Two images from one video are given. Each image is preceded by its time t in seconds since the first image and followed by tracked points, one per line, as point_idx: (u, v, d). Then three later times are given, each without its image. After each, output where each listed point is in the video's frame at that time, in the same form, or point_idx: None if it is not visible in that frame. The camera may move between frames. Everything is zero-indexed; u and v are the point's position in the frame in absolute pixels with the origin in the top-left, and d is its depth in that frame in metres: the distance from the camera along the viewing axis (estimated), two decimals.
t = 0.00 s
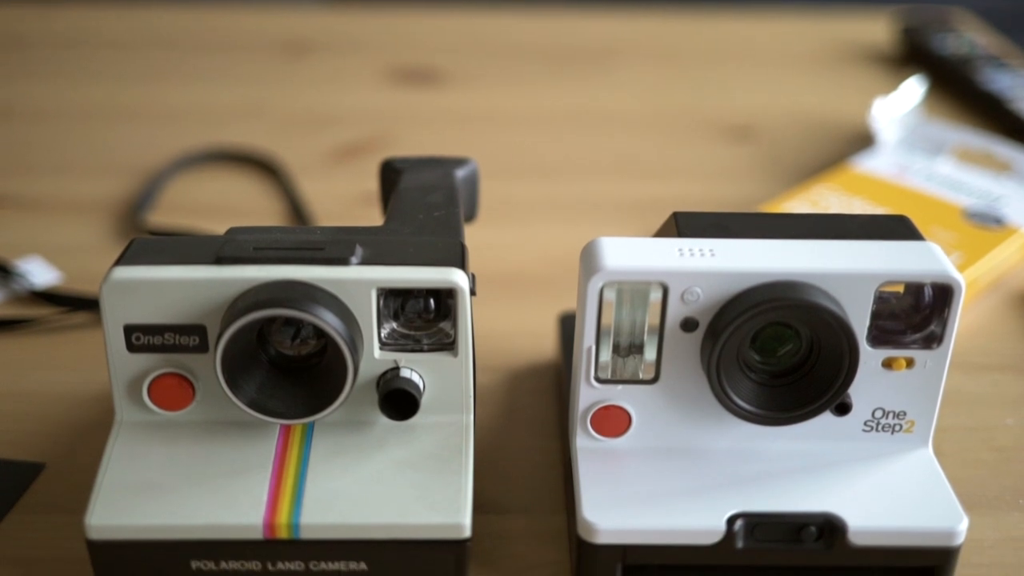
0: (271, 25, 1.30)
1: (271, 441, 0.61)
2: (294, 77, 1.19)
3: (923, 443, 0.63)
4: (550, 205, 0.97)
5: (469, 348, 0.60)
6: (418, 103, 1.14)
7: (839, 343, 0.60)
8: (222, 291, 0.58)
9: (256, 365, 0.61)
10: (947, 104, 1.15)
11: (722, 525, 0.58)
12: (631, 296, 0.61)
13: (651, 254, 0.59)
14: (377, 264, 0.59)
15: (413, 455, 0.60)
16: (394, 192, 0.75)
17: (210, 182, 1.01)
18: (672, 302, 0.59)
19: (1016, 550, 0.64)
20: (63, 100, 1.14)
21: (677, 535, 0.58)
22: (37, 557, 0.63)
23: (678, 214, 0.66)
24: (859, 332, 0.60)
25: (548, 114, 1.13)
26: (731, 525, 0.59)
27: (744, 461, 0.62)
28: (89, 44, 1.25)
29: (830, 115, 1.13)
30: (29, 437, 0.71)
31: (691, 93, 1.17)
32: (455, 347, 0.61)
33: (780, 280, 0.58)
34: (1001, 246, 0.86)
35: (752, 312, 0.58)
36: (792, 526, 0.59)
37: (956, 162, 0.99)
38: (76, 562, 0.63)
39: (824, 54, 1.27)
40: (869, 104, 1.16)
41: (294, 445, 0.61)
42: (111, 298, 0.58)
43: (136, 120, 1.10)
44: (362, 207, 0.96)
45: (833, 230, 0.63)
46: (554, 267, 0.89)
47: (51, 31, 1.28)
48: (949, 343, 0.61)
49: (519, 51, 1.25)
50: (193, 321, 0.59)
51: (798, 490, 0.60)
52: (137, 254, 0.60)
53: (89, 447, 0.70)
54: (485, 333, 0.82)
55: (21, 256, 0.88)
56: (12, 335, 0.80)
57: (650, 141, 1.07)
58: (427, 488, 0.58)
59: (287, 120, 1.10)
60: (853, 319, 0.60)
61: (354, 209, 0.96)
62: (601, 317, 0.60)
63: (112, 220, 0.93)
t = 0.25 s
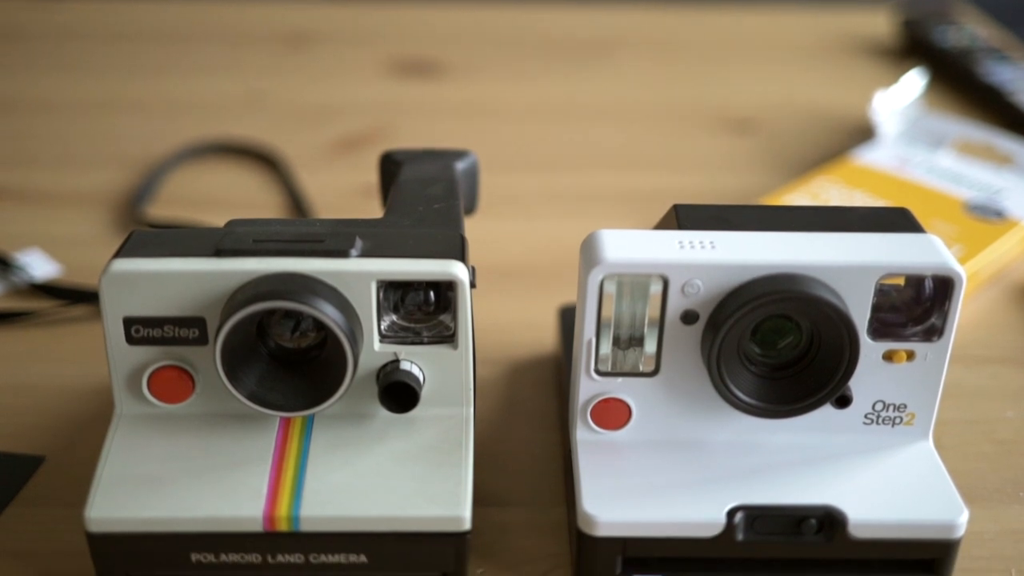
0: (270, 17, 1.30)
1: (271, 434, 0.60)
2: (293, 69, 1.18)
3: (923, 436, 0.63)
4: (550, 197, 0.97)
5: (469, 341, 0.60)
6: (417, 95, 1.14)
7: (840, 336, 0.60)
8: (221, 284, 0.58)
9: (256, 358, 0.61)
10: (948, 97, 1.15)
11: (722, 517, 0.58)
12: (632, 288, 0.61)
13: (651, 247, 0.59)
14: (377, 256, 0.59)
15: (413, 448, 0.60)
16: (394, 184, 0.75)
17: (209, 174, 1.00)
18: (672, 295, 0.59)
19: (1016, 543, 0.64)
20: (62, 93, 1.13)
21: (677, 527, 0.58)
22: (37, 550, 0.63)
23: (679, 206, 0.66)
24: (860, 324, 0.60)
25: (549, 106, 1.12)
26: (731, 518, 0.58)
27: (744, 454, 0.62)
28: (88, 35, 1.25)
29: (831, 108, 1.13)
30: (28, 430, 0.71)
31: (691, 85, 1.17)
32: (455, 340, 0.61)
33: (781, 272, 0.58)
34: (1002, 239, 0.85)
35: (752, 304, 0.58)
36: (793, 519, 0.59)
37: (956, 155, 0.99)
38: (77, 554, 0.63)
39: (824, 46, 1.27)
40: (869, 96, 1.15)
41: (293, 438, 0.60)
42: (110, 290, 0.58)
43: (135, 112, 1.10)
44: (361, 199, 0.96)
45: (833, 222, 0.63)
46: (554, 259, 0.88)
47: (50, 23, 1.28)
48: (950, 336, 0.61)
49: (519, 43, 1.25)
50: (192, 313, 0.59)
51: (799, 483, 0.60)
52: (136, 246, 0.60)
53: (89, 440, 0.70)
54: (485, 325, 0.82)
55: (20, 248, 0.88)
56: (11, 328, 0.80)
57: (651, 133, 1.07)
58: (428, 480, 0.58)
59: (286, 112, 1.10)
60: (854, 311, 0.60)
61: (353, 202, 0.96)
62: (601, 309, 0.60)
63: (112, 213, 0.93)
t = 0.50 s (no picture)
0: (270, 9, 1.30)
1: (271, 427, 0.60)
2: (293, 62, 1.18)
3: (923, 429, 0.63)
4: (550, 190, 0.97)
5: (469, 333, 0.60)
6: (417, 87, 1.14)
7: (841, 328, 0.60)
8: (221, 276, 0.58)
9: (256, 350, 0.61)
10: (949, 89, 1.15)
11: (722, 510, 0.58)
12: (632, 281, 0.60)
13: (652, 239, 0.59)
14: (377, 248, 0.59)
15: (413, 441, 0.60)
16: (394, 176, 0.75)
17: (209, 167, 1.00)
18: (672, 287, 0.59)
19: (1016, 536, 0.64)
20: (62, 86, 1.13)
21: (677, 520, 0.58)
22: (37, 542, 0.63)
23: (680, 199, 0.66)
24: (861, 317, 0.60)
25: (549, 99, 1.12)
26: (731, 510, 0.58)
27: (745, 447, 0.62)
28: (87, 28, 1.25)
29: (831, 100, 1.13)
30: (28, 422, 0.71)
31: (691, 78, 1.17)
32: (455, 332, 0.61)
33: (782, 265, 0.58)
34: (1003, 232, 0.85)
35: (752, 297, 0.58)
36: (793, 512, 0.59)
37: (957, 148, 0.99)
38: (77, 546, 0.63)
39: (825, 39, 1.26)
40: (870, 89, 1.15)
41: (293, 430, 0.60)
42: (109, 282, 0.58)
43: (134, 105, 1.10)
44: (361, 192, 0.96)
45: (834, 215, 0.63)
46: (555, 252, 0.88)
47: (49, 15, 1.28)
48: (950, 328, 0.61)
49: (519, 35, 1.25)
50: (192, 305, 0.59)
51: (799, 475, 0.60)
52: (135, 239, 0.60)
53: (89, 432, 0.70)
54: (485, 318, 0.82)
55: (20, 241, 0.88)
56: (11, 321, 0.80)
57: (651, 126, 1.07)
58: (428, 473, 0.58)
59: (286, 105, 1.10)
60: (855, 304, 0.60)
61: (354, 195, 0.96)
62: (601, 301, 0.60)
63: (112, 205, 0.93)
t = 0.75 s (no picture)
0: None
1: (271, 418, 0.60)
2: (292, 53, 1.18)
3: (924, 421, 0.63)
4: (551, 182, 0.97)
5: (469, 324, 0.60)
6: (417, 79, 1.13)
7: (841, 319, 0.59)
8: (220, 267, 0.58)
9: (256, 341, 0.61)
10: (950, 81, 1.14)
11: (722, 501, 0.58)
12: (633, 272, 0.60)
13: (652, 230, 0.59)
14: (377, 239, 0.59)
15: (413, 432, 0.60)
16: (394, 167, 0.74)
17: (208, 158, 1.00)
18: (673, 278, 0.59)
19: (1016, 527, 0.64)
20: (61, 77, 1.13)
21: (677, 511, 0.58)
22: (38, 533, 0.63)
23: (680, 190, 0.65)
24: (862, 308, 0.60)
25: (549, 90, 1.12)
26: (731, 502, 0.58)
27: (745, 439, 0.62)
28: (86, 19, 1.24)
29: (832, 92, 1.13)
30: (28, 413, 0.71)
31: (692, 69, 1.16)
32: (455, 324, 0.60)
33: (783, 256, 0.58)
34: (1004, 224, 0.85)
35: (753, 288, 0.58)
36: (793, 503, 0.59)
37: (958, 139, 0.99)
38: (77, 537, 0.63)
39: (826, 30, 1.26)
40: (871, 80, 1.15)
41: (293, 422, 0.60)
42: (108, 274, 0.58)
43: (133, 96, 1.10)
44: (361, 184, 0.96)
45: (835, 206, 0.62)
46: (555, 243, 0.88)
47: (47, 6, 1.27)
48: (951, 320, 0.61)
49: (520, 27, 1.24)
50: (192, 297, 0.59)
51: (799, 467, 0.60)
52: (134, 230, 0.60)
53: (89, 423, 0.70)
54: (485, 310, 0.82)
55: (19, 232, 0.88)
56: (10, 312, 0.80)
57: (651, 118, 1.07)
58: (428, 465, 0.58)
59: (286, 96, 1.10)
60: (855, 296, 0.59)
61: (353, 186, 0.96)
62: (601, 293, 0.60)
63: (111, 197, 0.93)
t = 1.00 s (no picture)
0: None
1: (270, 409, 0.60)
2: (292, 44, 1.18)
3: (924, 412, 0.63)
4: (551, 173, 0.97)
5: (469, 316, 0.60)
6: (417, 70, 1.13)
7: (842, 310, 0.59)
8: (219, 258, 0.58)
9: (255, 332, 0.60)
10: (951, 72, 1.14)
11: (722, 493, 0.58)
12: (633, 263, 0.60)
13: (652, 221, 0.59)
14: (376, 230, 0.59)
15: (413, 423, 0.60)
16: (394, 158, 0.74)
17: (208, 149, 1.00)
18: (673, 269, 0.59)
19: (1016, 519, 0.64)
20: (60, 68, 1.13)
21: (677, 503, 0.58)
22: (38, 524, 0.63)
23: (681, 180, 0.65)
24: (862, 300, 0.60)
25: (549, 81, 1.12)
26: (731, 493, 0.58)
27: (745, 430, 0.62)
28: (85, 9, 1.24)
29: (833, 83, 1.12)
30: (28, 404, 0.71)
31: (693, 60, 1.16)
32: (455, 315, 0.60)
33: (784, 247, 0.58)
34: (1004, 215, 0.85)
35: (753, 280, 0.58)
36: (793, 495, 0.59)
37: (959, 131, 0.98)
38: (77, 528, 0.63)
39: (827, 21, 1.26)
40: (872, 72, 1.14)
41: (293, 413, 0.60)
42: (108, 265, 0.58)
43: (132, 87, 1.10)
44: (361, 175, 0.96)
45: (836, 197, 0.62)
46: (555, 235, 0.88)
47: None
48: (952, 311, 0.61)
49: (520, 17, 1.24)
50: (191, 288, 0.59)
51: (799, 458, 0.60)
52: (134, 221, 0.59)
53: (89, 414, 0.70)
54: (485, 301, 0.82)
55: (18, 223, 0.88)
56: (9, 303, 0.80)
57: (652, 109, 1.07)
58: (428, 456, 0.58)
59: (285, 87, 1.10)
60: (856, 287, 0.59)
61: (353, 178, 0.95)
62: (602, 284, 0.60)
63: (110, 188, 0.93)
